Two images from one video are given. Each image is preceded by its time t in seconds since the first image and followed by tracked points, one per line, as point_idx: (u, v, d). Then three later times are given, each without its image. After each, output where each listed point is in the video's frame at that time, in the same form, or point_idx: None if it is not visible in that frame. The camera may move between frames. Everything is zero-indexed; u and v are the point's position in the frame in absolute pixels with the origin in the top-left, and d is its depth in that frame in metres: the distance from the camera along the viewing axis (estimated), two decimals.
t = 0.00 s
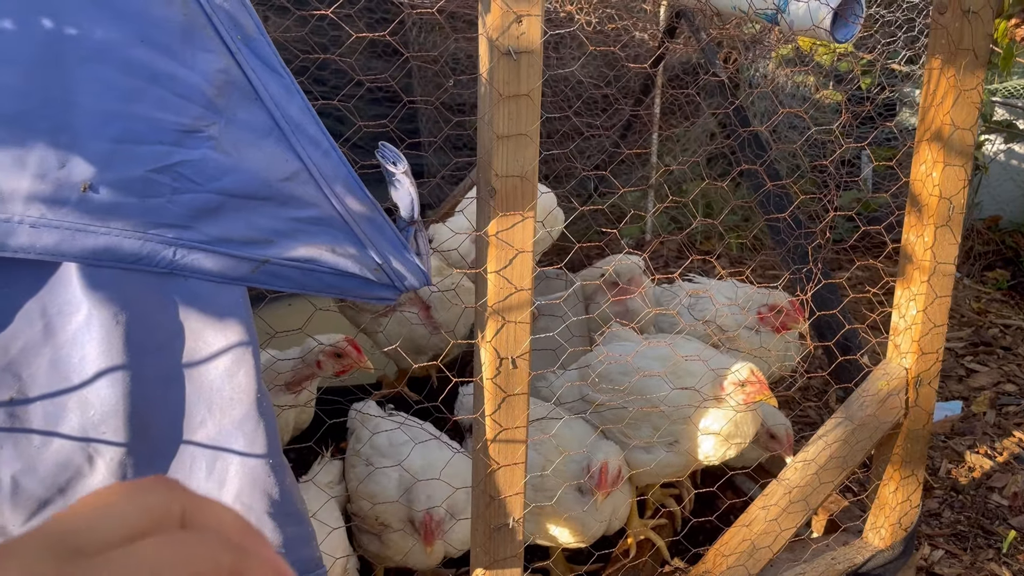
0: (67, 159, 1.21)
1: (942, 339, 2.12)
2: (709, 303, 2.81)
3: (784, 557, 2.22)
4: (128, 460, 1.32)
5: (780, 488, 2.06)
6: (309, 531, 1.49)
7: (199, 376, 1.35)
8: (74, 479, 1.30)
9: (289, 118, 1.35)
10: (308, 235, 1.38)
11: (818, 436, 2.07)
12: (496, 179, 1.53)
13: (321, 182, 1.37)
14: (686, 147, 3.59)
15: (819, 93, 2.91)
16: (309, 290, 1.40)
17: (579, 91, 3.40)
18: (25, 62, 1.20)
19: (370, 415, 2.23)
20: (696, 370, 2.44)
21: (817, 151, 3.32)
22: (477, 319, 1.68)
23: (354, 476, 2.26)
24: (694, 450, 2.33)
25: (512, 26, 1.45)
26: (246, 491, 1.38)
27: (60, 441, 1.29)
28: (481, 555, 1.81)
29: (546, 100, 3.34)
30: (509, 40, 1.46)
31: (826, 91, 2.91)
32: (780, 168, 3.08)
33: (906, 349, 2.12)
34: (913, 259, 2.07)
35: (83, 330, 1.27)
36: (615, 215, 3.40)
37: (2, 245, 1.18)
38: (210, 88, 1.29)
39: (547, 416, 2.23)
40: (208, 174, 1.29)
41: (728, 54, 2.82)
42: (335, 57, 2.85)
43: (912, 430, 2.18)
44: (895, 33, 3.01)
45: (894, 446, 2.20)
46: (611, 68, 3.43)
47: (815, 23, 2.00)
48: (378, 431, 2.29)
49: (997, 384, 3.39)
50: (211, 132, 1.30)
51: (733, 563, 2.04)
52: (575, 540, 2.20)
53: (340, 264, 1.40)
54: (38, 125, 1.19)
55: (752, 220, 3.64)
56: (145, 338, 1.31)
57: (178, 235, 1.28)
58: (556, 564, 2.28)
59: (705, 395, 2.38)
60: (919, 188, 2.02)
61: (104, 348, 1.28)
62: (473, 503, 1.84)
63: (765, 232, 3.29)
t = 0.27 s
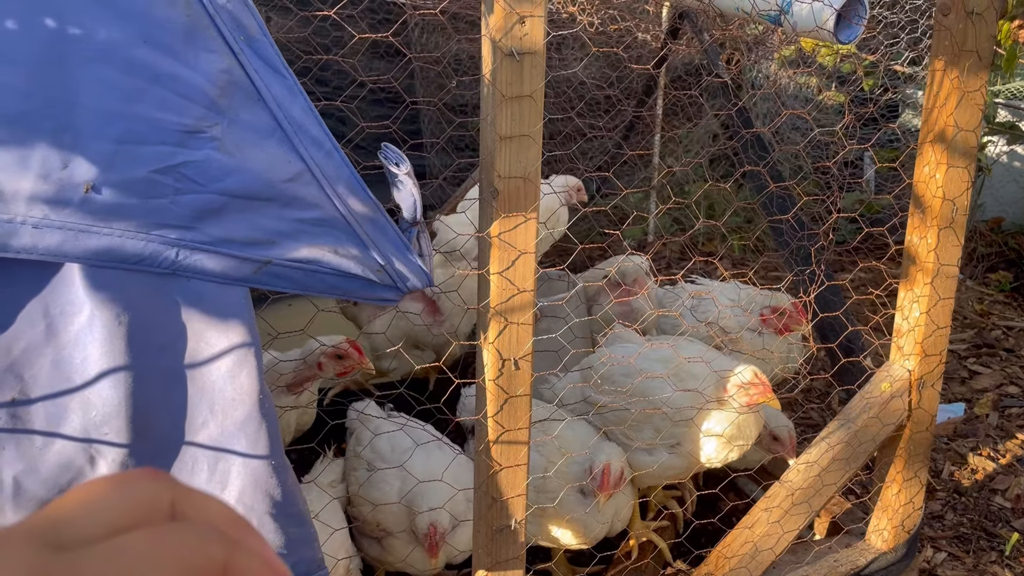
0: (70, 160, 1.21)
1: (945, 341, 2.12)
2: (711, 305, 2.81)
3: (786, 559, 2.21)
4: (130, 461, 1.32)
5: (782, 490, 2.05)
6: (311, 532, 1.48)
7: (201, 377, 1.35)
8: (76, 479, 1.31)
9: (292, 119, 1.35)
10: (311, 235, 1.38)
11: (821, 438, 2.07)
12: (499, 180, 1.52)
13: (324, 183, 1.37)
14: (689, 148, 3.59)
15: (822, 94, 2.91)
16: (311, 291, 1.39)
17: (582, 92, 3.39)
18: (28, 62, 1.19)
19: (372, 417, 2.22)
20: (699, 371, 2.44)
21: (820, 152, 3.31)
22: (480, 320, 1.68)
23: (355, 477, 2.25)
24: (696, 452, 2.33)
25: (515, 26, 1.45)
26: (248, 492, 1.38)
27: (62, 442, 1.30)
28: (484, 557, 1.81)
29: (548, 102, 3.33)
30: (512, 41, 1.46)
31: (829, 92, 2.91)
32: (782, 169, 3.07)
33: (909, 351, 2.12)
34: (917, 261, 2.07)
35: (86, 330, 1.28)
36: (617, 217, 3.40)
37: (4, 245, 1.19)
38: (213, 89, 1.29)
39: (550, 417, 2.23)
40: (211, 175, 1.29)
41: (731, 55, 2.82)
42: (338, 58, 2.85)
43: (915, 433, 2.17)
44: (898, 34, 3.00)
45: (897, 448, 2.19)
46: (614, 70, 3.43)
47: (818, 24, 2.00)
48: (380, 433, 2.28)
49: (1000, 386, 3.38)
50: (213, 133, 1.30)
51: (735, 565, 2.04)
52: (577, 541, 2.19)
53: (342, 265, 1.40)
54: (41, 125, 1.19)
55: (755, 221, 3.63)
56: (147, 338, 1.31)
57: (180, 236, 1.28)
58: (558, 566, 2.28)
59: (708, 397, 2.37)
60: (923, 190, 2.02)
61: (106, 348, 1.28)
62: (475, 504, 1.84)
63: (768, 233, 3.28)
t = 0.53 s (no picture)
0: (73, 159, 1.21)
1: (946, 342, 2.12)
2: (712, 305, 2.81)
3: (787, 560, 2.22)
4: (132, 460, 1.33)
5: (783, 491, 2.05)
6: (313, 531, 1.49)
7: (203, 377, 1.35)
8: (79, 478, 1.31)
9: (294, 119, 1.35)
10: (312, 235, 1.38)
11: (822, 438, 2.07)
12: (500, 180, 1.52)
13: (326, 183, 1.37)
14: (690, 149, 3.59)
15: (823, 95, 2.91)
16: (313, 291, 1.40)
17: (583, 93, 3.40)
18: (31, 63, 1.20)
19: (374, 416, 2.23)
20: (700, 372, 2.44)
21: (821, 153, 3.31)
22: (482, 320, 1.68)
23: (357, 477, 2.26)
24: (696, 453, 2.34)
25: (516, 27, 1.45)
26: (250, 491, 1.38)
27: (65, 441, 1.30)
28: (484, 556, 1.81)
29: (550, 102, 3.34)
30: (514, 42, 1.46)
31: (830, 93, 2.91)
32: (784, 170, 3.07)
33: (910, 352, 2.12)
34: (918, 262, 2.07)
35: (88, 329, 1.28)
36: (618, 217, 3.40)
37: (8, 245, 1.19)
38: (215, 89, 1.30)
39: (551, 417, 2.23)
40: (213, 175, 1.29)
41: (732, 56, 2.82)
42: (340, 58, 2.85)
43: (916, 433, 2.17)
44: (899, 35, 3.00)
45: (898, 449, 2.19)
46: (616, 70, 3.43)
47: (819, 25, 2.00)
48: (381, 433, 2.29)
49: (1001, 388, 3.38)
50: (216, 133, 1.30)
51: (736, 565, 2.04)
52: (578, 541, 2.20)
53: (344, 265, 1.40)
54: (45, 125, 1.20)
55: (756, 222, 3.64)
56: (150, 338, 1.31)
57: (183, 235, 1.29)
58: (559, 566, 2.28)
59: (709, 397, 2.38)
60: (924, 191, 2.02)
61: (109, 347, 1.29)
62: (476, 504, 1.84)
63: (769, 234, 3.28)
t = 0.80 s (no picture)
0: (72, 156, 1.21)
1: (948, 342, 2.11)
2: (713, 305, 2.80)
3: (787, 560, 2.21)
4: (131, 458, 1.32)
5: (784, 491, 2.05)
6: (312, 530, 1.48)
7: (203, 374, 1.35)
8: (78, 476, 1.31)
9: (294, 117, 1.35)
10: (312, 233, 1.37)
11: (823, 438, 2.07)
12: (500, 178, 1.52)
13: (326, 181, 1.37)
14: (691, 148, 3.59)
15: (825, 95, 2.90)
16: (313, 289, 1.40)
17: (584, 92, 3.39)
18: (31, 59, 1.19)
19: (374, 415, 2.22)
20: (700, 371, 2.44)
21: (823, 152, 3.31)
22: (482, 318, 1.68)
23: (358, 475, 2.26)
24: (697, 453, 2.34)
25: (517, 25, 1.45)
26: (249, 489, 1.38)
27: (64, 438, 1.30)
28: (484, 555, 1.81)
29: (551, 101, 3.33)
30: (514, 40, 1.46)
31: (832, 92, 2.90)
32: (785, 169, 3.07)
33: (911, 352, 2.11)
34: (919, 261, 2.06)
35: (88, 327, 1.28)
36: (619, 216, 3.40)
37: (7, 242, 1.19)
38: (216, 86, 1.29)
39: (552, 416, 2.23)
40: (213, 172, 1.29)
41: (734, 55, 2.81)
42: (341, 57, 2.85)
43: (917, 433, 2.17)
44: (901, 34, 2.99)
45: (899, 449, 2.19)
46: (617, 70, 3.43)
47: (823, 24, 2.00)
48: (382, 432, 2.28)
49: (1003, 388, 3.37)
50: (216, 130, 1.30)
51: (737, 565, 2.03)
52: (579, 542, 2.19)
53: (344, 263, 1.39)
54: (44, 122, 1.19)
55: (758, 222, 3.63)
56: (150, 335, 1.31)
57: (183, 233, 1.28)
58: (559, 565, 2.28)
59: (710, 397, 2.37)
60: (926, 190, 2.01)
61: (108, 345, 1.29)
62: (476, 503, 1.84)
63: (770, 234, 3.28)
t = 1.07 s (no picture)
0: (74, 154, 1.21)
1: (950, 342, 2.11)
2: (715, 304, 2.80)
3: (790, 560, 2.21)
4: (133, 456, 1.32)
5: (786, 491, 2.04)
6: (314, 529, 1.48)
7: (205, 372, 1.34)
8: (79, 474, 1.31)
9: (296, 115, 1.35)
10: (314, 231, 1.37)
11: (826, 437, 2.07)
12: (502, 177, 1.52)
13: (328, 179, 1.36)
14: (693, 148, 3.59)
15: (828, 94, 2.90)
16: (315, 287, 1.39)
17: (587, 91, 3.39)
18: (33, 57, 1.19)
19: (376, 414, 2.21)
20: (702, 371, 2.43)
21: (826, 151, 3.30)
22: (484, 317, 1.67)
23: (359, 475, 2.25)
24: (697, 451, 2.33)
25: (520, 23, 1.44)
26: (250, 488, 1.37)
27: (66, 436, 1.30)
28: (486, 555, 1.80)
29: (553, 100, 3.33)
30: (517, 38, 1.45)
31: (834, 91, 2.90)
32: (788, 169, 3.07)
33: (914, 352, 2.11)
34: (922, 261, 2.06)
35: (90, 324, 1.27)
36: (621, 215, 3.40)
37: (9, 239, 1.19)
38: (218, 84, 1.29)
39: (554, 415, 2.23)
40: (215, 170, 1.29)
41: (737, 54, 2.81)
42: (344, 56, 2.85)
43: (920, 433, 2.16)
44: (905, 34, 2.99)
45: (901, 449, 2.18)
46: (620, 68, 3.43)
47: (825, 22, 1.96)
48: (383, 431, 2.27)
49: (1005, 389, 3.36)
50: (218, 128, 1.30)
51: (739, 565, 2.02)
52: (581, 542, 2.19)
53: (346, 261, 1.39)
54: (46, 120, 1.19)
55: (760, 221, 3.63)
56: (152, 334, 1.31)
57: (185, 231, 1.28)
58: (560, 565, 2.28)
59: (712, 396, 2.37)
60: (929, 190, 2.01)
61: (110, 343, 1.28)
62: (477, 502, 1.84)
63: (772, 233, 3.28)
